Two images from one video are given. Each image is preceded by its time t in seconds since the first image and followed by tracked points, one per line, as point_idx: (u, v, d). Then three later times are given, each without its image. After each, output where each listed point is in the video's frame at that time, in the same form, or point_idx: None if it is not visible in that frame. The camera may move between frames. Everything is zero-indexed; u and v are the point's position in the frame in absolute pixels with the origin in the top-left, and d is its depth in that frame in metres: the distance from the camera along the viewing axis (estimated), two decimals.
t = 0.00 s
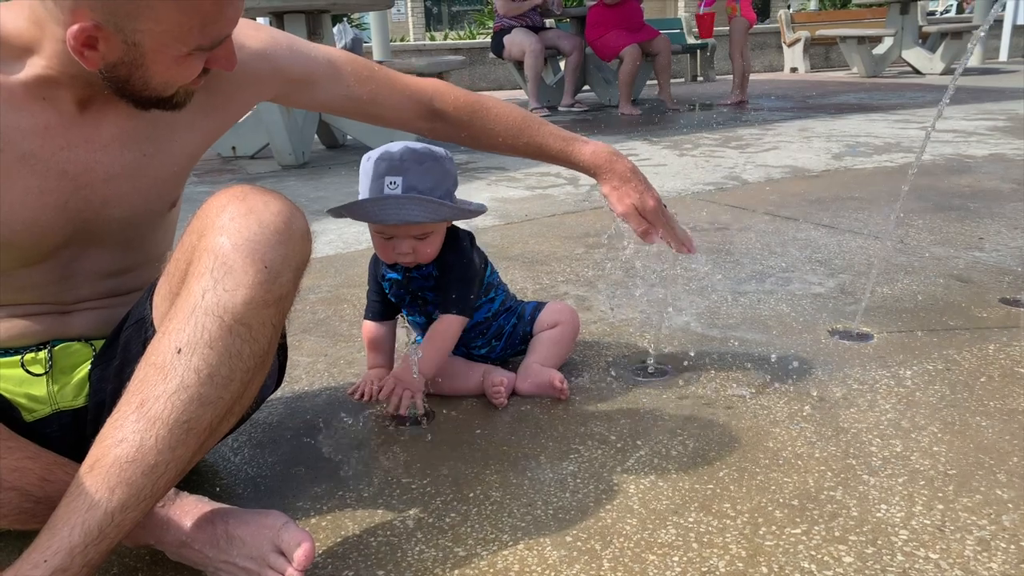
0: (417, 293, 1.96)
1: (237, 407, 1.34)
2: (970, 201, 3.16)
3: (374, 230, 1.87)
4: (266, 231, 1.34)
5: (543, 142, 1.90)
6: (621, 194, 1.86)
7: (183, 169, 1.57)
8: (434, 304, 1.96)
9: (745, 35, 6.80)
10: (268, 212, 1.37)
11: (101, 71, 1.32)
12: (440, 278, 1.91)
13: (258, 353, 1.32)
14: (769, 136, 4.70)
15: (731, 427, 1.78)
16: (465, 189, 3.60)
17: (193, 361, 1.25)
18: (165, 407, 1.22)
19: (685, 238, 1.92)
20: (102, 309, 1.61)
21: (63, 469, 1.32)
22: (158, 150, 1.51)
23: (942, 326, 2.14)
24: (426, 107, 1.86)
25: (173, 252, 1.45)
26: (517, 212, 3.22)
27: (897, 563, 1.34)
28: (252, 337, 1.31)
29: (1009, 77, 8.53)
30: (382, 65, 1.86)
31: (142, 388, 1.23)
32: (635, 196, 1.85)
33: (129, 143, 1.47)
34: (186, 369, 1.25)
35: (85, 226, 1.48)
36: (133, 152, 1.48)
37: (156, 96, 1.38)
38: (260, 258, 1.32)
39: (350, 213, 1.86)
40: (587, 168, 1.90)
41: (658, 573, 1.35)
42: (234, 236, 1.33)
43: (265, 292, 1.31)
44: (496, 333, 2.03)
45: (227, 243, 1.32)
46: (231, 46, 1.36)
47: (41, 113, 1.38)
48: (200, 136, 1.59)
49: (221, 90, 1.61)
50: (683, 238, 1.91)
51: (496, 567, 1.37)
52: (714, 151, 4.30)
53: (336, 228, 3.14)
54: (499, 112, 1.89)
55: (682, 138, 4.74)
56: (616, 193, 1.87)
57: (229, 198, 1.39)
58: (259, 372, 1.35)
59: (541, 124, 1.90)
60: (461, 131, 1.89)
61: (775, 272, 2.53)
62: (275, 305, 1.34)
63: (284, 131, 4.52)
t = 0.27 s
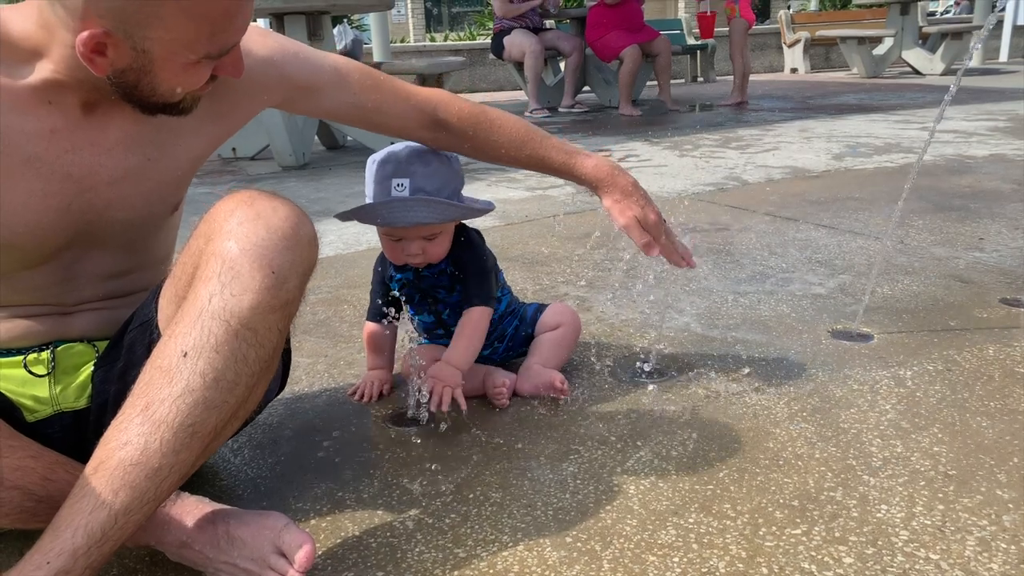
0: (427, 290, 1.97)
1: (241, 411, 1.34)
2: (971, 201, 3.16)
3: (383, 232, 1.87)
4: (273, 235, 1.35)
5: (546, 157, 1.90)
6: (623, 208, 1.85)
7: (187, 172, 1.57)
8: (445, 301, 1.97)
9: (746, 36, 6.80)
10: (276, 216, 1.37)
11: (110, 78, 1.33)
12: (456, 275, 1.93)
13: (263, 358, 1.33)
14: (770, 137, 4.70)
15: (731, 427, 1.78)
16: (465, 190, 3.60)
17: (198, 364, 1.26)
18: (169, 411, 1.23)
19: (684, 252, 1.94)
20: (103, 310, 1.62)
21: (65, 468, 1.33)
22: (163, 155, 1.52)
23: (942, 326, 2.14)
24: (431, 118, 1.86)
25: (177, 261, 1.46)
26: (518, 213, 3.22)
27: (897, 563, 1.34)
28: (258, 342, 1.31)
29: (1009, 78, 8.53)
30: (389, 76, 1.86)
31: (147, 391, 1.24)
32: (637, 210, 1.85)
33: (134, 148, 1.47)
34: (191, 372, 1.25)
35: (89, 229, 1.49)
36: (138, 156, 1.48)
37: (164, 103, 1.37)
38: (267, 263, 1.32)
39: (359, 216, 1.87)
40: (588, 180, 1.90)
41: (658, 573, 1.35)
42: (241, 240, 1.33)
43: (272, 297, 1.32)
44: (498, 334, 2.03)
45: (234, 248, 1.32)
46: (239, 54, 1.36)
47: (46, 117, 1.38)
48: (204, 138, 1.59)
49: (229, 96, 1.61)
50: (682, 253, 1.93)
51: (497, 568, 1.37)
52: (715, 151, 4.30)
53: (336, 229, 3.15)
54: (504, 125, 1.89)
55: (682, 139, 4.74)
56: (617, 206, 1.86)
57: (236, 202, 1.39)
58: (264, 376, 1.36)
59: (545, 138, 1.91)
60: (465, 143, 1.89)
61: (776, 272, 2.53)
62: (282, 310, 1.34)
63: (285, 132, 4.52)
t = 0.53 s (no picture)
0: (424, 291, 1.97)
1: (242, 413, 1.35)
2: (970, 201, 3.16)
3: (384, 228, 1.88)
4: (276, 238, 1.36)
5: (547, 162, 1.91)
6: (622, 215, 1.86)
7: (189, 174, 1.58)
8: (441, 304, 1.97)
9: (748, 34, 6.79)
10: (278, 219, 1.39)
11: (115, 81, 1.33)
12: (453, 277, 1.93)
13: (264, 360, 1.34)
14: (770, 136, 4.70)
15: (729, 427, 1.79)
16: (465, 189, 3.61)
17: (199, 366, 1.27)
18: (170, 413, 1.24)
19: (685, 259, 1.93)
20: (103, 309, 1.62)
21: (64, 467, 1.34)
22: (165, 157, 1.52)
23: (941, 326, 2.14)
24: (432, 121, 1.86)
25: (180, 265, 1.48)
26: (518, 213, 3.22)
27: (893, 563, 1.35)
28: (259, 344, 1.32)
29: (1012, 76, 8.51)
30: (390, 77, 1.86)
31: (148, 393, 1.25)
32: (638, 217, 1.85)
33: (137, 151, 1.48)
34: (192, 374, 1.26)
35: (91, 229, 1.49)
36: (141, 158, 1.49)
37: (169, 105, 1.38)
38: (269, 266, 1.33)
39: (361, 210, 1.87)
40: (589, 186, 1.90)
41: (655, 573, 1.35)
42: (243, 243, 1.34)
43: (274, 300, 1.33)
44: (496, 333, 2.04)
45: (236, 251, 1.33)
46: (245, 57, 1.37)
47: (49, 118, 1.39)
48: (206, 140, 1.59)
49: (231, 99, 1.62)
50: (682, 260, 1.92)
51: (494, 568, 1.38)
52: (715, 150, 4.30)
53: (338, 228, 3.15)
54: (505, 129, 1.89)
55: (683, 138, 4.74)
56: (617, 213, 1.87)
57: (238, 205, 1.40)
58: (265, 378, 1.37)
59: (546, 142, 1.91)
60: (466, 146, 1.89)
61: (775, 272, 2.53)
62: (283, 313, 1.35)
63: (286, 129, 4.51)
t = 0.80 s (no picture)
0: (421, 287, 1.99)
1: (244, 415, 1.37)
2: (970, 200, 3.16)
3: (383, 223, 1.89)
4: (280, 240, 1.38)
5: (546, 160, 1.90)
6: (619, 214, 1.86)
7: (190, 173, 1.58)
8: (438, 299, 1.99)
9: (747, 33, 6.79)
10: (282, 221, 1.41)
11: (118, 82, 1.33)
12: (451, 273, 1.96)
13: (267, 361, 1.36)
14: (770, 135, 4.70)
15: (729, 426, 1.79)
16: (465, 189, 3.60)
17: (203, 367, 1.28)
18: (173, 413, 1.26)
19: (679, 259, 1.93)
20: (104, 308, 1.62)
21: (63, 466, 1.34)
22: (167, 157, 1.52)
23: (941, 325, 2.14)
24: (432, 119, 1.86)
25: (184, 265, 1.49)
26: (517, 212, 3.22)
27: (894, 562, 1.35)
28: (263, 345, 1.34)
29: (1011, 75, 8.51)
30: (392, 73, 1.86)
31: (151, 393, 1.27)
32: (635, 216, 1.86)
33: (139, 151, 1.48)
34: (196, 375, 1.28)
35: (93, 228, 1.49)
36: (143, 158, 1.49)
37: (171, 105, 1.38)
38: (273, 267, 1.36)
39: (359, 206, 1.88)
40: (587, 186, 1.91)
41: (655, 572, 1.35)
42: (248, 244, 1.36)
43: (277, 301, 1.35)
44: (494, 332, 2.04)
45: (241, 252, 1.35)
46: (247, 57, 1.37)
47: (52, 118, 1.39)
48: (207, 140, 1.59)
49: (232, 100, 1.63)
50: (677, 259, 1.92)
51: (494, 567, 1.38)
52: (714, 150, 4.30)
53: (340, 226, 3.15)
54: (505, 128, 1.88)
55: (683, 136, 4.74)
56: (614, 212, 1.87)
57: (243, 208, 1.42)
58: (267, 379, 1.38)
59: (546, 140, 1.91)
60: (465, 144, 1.89)
61: (775, 271, 2.53)
62: (287, 314, 1.37)
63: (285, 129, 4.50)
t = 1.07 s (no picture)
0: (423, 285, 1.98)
1: (241, 412, 1.38)
2: (970, 199, 3.16)
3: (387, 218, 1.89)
4: (277, 238, 1.39)
5: (540, 159, 1.91)
6: (611, 214, 1.86)
7: (186, 169, 1.58)
8: (441, 296, 1.98)
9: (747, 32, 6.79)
10: (280, 220, 1.42)
11: (113, 79, 1.33)
12: (455, 270, 1.96)
13: (264, 359, 1.37)
14: (770, 134, 4.69)
15: (726, 425, 1.79)
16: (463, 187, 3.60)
17: (201, 365, 1.29)
18: (171, 411, 1.27)
19: (676, 257, 1.91)
20: (102, 306, 1.62)
21: (59, 464, 1.34)
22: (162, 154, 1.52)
23: (940, 324, 2.14)
24: (427, 115, 1.88)
25: (179, 262, 1.50)
26: (516, 211, 3.22)
27: (892, 561, 1.35)
28: (260, 343, 1.35)
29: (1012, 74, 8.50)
30: (387, 69, 1.86)
31: (149, 391, 1.28)
32: (627, 216, 1.85)
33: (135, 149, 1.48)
34: (194, 372, 1.29)
35: (90, 225, 1.50)
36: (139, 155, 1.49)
37: (165, 102, 1.38)
38: (270, 265, 1.37)
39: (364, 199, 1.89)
40: (581, 185, 1.91)
41: (653, 571, 1.35)
42: (246, 242, 1.38)
43: (275, 299, 1.36)
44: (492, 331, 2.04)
45: (238, 251, 1.36)
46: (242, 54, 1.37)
47: (48, 117, 1.39)
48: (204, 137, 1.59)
49: (231, 96, 1.62)
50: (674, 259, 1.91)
51: (492, 565, 1.38)
52: (712, 149, 4.29)
53: (345, 225, 3.16)
54: (499, 125, 1.89)
55: (683, 135, 4.74)
56: (606, 212, 1.87)
57: (240, 207, 1.43)
58: (264, 377, 1.39)
59: (541, 139, 1.91)
60: (459, 140, 1.91)
61: (774, 270, 2.53)
62: (284, 312, 1.38)
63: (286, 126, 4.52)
